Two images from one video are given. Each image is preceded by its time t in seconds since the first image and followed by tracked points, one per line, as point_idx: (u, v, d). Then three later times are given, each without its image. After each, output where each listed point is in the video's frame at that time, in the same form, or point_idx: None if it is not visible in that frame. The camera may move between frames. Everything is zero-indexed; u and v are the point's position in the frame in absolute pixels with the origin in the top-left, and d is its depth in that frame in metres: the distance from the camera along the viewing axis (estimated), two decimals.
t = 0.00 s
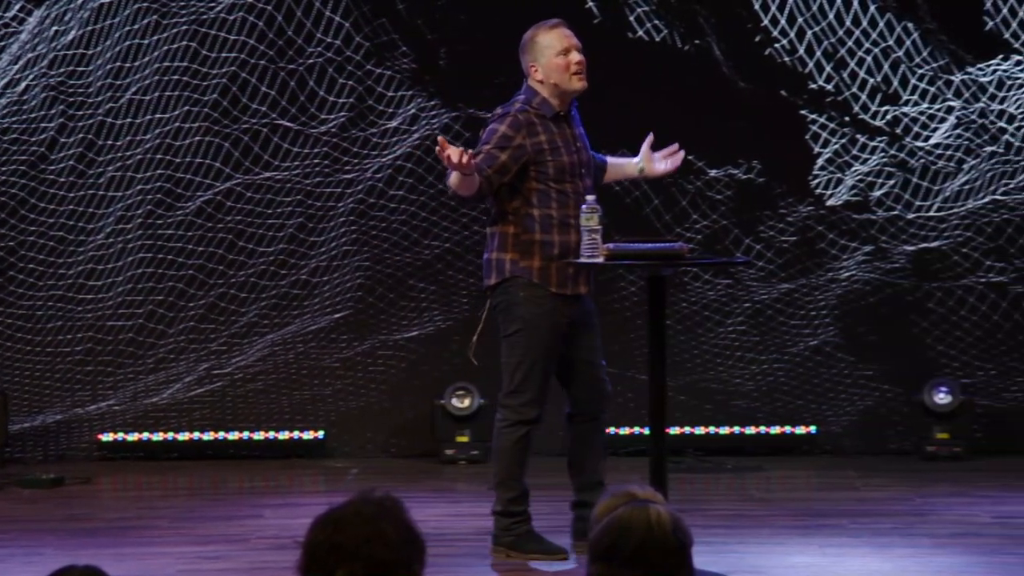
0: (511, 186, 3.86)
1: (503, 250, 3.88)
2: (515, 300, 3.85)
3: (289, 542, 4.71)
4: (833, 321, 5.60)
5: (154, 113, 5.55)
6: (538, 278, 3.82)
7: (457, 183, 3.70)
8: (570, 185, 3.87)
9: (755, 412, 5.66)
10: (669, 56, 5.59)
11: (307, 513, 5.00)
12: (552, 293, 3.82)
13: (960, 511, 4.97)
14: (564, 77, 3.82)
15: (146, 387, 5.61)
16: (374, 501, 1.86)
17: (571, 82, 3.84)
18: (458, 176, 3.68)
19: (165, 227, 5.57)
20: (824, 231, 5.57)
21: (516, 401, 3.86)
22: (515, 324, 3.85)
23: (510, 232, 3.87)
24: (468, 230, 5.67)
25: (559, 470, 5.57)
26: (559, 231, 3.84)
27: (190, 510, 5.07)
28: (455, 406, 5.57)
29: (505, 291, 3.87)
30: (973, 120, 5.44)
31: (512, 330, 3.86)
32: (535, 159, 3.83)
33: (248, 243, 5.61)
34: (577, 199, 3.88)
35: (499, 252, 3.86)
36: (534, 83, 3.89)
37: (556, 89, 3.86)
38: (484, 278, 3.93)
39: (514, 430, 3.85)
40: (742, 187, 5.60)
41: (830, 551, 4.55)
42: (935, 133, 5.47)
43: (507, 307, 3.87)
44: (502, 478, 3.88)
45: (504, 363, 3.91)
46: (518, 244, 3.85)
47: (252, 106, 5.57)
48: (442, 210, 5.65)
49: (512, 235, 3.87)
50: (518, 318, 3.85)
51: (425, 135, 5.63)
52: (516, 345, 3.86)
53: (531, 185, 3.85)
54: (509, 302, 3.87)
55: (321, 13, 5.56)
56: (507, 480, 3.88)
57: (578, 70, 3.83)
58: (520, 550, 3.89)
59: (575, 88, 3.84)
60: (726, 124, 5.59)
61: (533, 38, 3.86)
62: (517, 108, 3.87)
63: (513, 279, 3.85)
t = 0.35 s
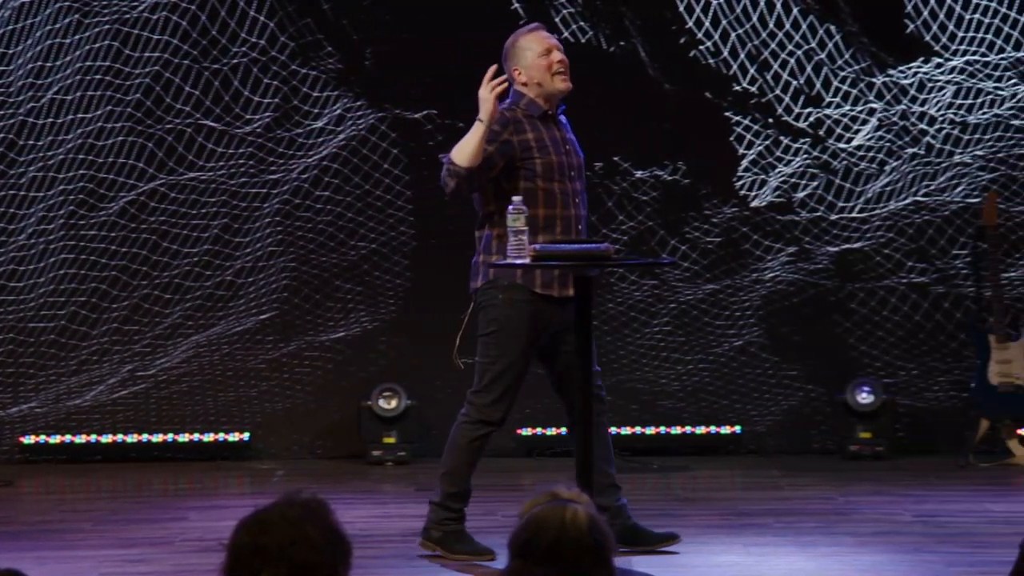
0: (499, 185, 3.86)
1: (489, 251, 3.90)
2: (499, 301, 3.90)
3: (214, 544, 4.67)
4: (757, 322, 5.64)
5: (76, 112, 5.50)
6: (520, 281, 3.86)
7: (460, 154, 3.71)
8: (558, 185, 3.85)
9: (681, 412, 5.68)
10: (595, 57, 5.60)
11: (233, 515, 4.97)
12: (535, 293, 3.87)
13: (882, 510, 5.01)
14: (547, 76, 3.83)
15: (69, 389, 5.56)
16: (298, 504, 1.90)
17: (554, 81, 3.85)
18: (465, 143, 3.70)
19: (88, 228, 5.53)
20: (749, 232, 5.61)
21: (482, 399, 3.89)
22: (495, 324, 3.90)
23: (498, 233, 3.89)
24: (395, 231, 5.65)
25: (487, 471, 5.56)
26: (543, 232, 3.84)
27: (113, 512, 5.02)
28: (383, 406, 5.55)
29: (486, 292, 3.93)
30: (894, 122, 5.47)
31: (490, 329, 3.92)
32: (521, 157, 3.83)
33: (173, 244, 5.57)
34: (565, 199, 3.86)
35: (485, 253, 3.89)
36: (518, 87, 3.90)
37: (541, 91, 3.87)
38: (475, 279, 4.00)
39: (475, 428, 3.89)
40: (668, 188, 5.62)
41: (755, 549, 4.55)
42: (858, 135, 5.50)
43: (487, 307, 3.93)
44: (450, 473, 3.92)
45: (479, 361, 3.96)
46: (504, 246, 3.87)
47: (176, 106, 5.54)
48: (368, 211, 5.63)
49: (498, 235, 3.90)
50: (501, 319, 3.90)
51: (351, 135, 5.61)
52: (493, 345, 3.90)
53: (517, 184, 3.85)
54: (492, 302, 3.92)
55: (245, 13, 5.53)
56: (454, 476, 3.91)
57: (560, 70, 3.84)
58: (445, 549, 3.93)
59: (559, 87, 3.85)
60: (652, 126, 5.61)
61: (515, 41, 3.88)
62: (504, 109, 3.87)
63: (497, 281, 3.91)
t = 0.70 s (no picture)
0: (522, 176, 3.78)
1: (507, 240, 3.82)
2: (550, 300, 3.91)
3: (153, 546, 4.63)
4: (697, 322, 5.66)
5: (12, 112, 5.44)
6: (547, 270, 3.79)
7: (529, 123, 3.56)
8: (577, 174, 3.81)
9: (622, 412, 5.69)
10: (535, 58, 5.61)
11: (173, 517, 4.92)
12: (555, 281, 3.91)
13: (822, 510, 5.02)
14: (554, 64, 3.67)
15: (6, 390, 5.50)
16: (242, 505, 1.81)
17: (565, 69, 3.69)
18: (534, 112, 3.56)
19: (25, 228, 5.48)
20: (689, 232, 5.62)
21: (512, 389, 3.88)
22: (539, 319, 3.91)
23: (518, 223, 3.80)
24: (335, 232, 5.62)
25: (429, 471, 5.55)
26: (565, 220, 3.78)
27: (51, 515, 4.97)
28: (323, 407, 5.53)
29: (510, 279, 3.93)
30: (833, 123, 5.50)
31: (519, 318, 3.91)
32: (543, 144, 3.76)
33: (111, 244, 5.53)
34: (584, 188, 3.81)
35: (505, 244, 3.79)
36: (526, 77, 3.75)
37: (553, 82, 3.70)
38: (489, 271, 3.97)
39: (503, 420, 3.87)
40: (608, 190, 5.63)
41: (694, 549, 4.55)
42: (797, 137, 5.54)
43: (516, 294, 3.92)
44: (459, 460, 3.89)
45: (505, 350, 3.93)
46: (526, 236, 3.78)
47: (114, 106, 5.50)
48: (308, 211, 5.61)
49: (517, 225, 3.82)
50: (549, 313, 3.91)
51: (292, 135, 5.59)
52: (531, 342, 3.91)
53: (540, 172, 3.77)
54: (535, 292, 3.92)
55: (183, 12, 5.52)
56: (463, 461, 3.87)
57: (570, 58, 3.68)
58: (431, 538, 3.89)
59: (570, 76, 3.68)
60: (593, 126, 5.61)
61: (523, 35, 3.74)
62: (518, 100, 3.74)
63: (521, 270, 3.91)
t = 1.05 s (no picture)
0: (531, 170, 3.78)
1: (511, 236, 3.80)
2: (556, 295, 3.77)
3: (101, 547, 4.59)
4: (648, 322, 5.67)
5: None
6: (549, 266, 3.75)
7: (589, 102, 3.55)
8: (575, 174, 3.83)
9: (574, 412, 5.70)
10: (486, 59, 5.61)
11: (122, 519, 4.89)
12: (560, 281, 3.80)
13: (772, 509, 5.03)
14: (555, 65, 3.81)
15: None
16: (193, 506, 1.78)
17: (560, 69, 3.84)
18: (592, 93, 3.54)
19: None
20: (640, 233, 5.64)
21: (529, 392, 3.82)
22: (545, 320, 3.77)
23: (522, 218, 3.79)
24: (286, 232, 5.60)
25: (380, 472, 5.54)
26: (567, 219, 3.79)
27: None
28: (274, 408, 5.51)
29: (510, 278, 3.79)
30: (782, 124, 5.53)
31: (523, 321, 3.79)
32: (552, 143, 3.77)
33: (59, 245, 5.50)
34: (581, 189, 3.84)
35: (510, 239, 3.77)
36: (522, 77, 3.85)
37: (548, 80, 3.84)
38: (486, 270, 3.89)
39: (528, 422, 3.80)
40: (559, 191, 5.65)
41: (645, 549, 4.55)
42: (747, 138, 5.55)
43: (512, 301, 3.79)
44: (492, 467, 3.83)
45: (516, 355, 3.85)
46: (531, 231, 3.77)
47: (62, 106, 5.47)
48: (259, 211, 5.59)
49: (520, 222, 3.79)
50: (550, 310, 3.76)
51: (242, 135, 5.57)
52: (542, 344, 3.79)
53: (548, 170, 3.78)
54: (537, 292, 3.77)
55: (132, 12, 5.49)
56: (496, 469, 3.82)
57: (566, 58, 3.84)
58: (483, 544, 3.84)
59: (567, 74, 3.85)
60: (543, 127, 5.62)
61: (518, 34, 3.82)
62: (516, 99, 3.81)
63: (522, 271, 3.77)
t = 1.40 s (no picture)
0: (533, 177, 3.79)
1: (516, 244, 3.81)
2: (548, 292, 3.75)
3: (61, 548, 4.56)
4: (611, 323, 5.67)
5: None
6: (553, 275, 3.77)
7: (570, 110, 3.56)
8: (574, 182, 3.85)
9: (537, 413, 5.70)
10: (448, 59, 5.60)
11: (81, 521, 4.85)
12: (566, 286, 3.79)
13: (734, 509, 5.04)
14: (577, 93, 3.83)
15: None
16: (151, 507, 1.78)
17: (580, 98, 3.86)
18: (579, 98, 3.54)
19: None
20: (603, 233, 5.64)
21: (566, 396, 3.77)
22: (553, 327, 3.73)
23: (526, 226, 3.80)
24: (247, 233, 5.58)
25: (343, 473, 5.53)
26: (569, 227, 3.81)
27: None
28: (235, 409, 5.49)
29: (518, 289, 3.77)
30: (743, 125, 5.54)
31: (535, 330, 3.75)
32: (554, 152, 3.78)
33: (19, 245, 5.47)
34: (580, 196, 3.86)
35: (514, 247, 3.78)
36: (544, 88, 3.87)
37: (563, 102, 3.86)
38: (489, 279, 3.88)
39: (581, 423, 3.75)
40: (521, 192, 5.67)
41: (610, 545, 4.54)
42: (708, 139, 5.57)
43: (515, 310, 3.76)
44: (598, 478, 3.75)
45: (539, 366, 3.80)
46: (534, 239, 3.78)
47: (22, 106, 5.44)
48: (220, 212, 5.57)
49: (524, 231, 3.80)
50: (554, 310, 3.73)
51: (203, 135, 5.55)
52: (553, 351, 3.75)
53: (549, 178, 3.79)
54: (536, 303, 3.74)
55: (93, 11, 5.46)
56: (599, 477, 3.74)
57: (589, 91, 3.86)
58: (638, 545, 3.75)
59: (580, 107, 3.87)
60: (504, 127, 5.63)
61: (558, 48, 3.83)
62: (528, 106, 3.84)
63: (528, 278, 3.76)
